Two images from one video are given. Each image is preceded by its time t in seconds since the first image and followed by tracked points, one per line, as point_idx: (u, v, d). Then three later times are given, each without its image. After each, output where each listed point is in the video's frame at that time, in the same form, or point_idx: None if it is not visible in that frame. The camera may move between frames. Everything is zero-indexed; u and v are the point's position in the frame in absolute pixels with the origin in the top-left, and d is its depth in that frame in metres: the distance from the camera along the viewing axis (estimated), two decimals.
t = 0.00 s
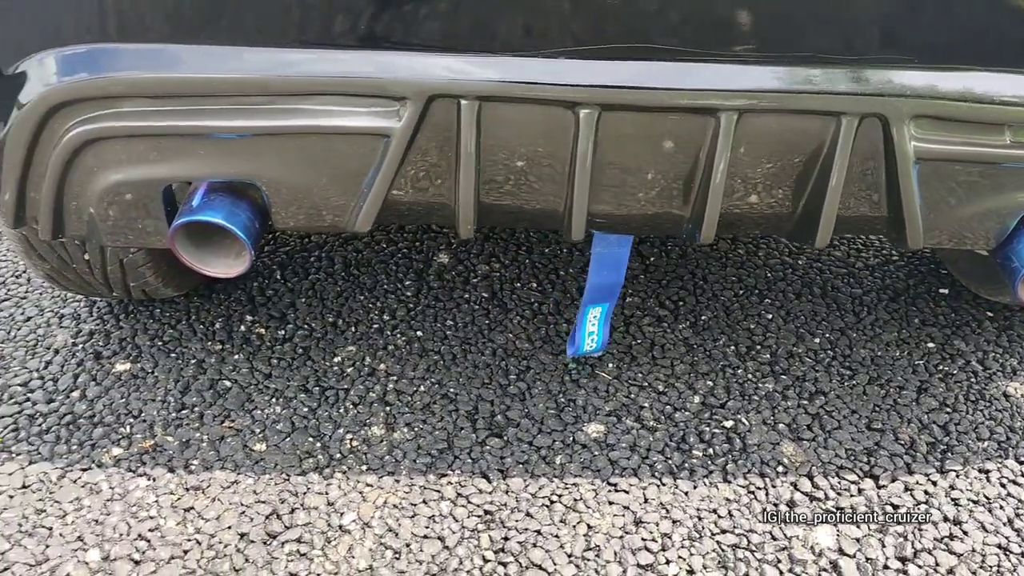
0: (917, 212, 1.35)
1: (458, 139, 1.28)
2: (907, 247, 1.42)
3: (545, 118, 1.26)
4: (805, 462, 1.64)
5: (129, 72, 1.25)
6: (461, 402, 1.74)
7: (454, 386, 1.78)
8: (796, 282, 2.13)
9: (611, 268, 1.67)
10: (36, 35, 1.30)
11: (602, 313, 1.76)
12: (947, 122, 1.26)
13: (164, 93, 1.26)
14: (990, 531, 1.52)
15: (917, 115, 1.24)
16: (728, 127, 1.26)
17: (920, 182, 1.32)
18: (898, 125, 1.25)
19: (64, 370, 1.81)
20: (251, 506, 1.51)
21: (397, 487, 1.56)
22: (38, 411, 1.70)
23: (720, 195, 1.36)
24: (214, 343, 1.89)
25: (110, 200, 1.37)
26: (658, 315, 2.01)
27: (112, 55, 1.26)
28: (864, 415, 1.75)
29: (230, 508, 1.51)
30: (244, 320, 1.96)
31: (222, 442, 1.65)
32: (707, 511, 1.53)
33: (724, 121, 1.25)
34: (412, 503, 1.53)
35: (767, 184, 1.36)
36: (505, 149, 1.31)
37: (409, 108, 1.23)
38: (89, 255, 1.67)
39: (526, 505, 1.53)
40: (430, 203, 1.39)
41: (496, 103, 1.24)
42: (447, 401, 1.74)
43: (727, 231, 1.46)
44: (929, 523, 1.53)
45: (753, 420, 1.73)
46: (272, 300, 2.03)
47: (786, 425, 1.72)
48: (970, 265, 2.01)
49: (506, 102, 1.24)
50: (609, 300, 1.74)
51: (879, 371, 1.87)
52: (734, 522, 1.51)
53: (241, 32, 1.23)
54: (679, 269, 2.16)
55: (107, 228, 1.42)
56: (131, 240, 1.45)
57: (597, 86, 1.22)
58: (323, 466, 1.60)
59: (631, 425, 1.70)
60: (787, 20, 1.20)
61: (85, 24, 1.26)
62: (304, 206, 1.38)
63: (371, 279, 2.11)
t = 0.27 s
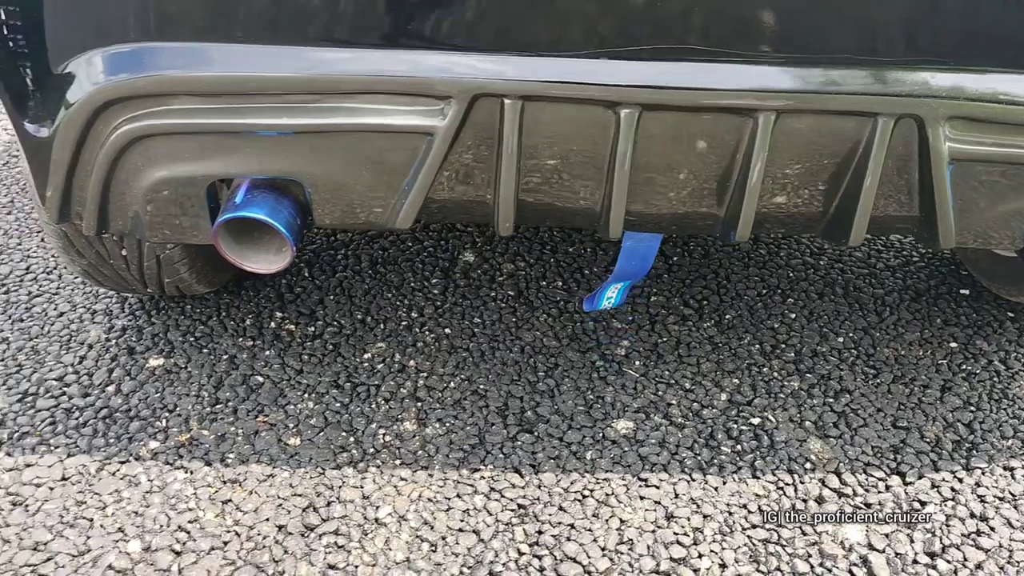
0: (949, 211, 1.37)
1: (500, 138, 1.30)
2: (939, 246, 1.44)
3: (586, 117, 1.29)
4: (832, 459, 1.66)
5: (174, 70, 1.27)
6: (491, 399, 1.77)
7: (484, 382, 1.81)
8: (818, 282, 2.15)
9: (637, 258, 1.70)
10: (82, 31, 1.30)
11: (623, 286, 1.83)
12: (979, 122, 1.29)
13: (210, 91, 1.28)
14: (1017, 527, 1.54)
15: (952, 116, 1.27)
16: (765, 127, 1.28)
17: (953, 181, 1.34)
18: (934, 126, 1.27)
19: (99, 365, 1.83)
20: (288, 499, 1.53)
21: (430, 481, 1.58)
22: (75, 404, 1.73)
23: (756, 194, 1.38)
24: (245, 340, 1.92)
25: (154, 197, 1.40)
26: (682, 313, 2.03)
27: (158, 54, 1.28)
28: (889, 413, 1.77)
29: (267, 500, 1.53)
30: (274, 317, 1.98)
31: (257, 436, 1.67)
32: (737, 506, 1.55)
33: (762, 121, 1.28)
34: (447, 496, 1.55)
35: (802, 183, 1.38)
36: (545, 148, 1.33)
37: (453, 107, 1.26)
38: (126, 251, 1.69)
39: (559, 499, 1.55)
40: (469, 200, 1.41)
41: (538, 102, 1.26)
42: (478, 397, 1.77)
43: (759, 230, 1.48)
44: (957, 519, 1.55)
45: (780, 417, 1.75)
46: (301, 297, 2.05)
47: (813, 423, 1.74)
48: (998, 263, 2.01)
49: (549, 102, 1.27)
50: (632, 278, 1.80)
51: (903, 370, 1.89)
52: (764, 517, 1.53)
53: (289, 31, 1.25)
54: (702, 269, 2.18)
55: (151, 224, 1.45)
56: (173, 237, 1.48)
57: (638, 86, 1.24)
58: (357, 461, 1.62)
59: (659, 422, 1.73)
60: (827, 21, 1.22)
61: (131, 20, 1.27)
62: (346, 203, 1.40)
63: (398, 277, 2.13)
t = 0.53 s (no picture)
0: (980, 214, 1.39)
1: (538, 141, 1.32)
2: (968, 248, 1.46)
3: (623, 121, 1.31)
4: (857, 459, 1.68)
5: (219, 72, 1.29)
6: (519, 398, 1.79)
7: (511, 382, 1.83)
8: (838, 284, 2.17)
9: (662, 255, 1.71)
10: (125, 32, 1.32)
11: (644, 278, 1.84)
12: (1010, 127, 1.31)
13: (252, 93, 1.30)
14: None
15: (983, 120, 1.30)
16: (799, 130, 1.31)
17: (984, 184, 1.36)
18: (965, 129, 1.30)
19: (130, 363, 1.85)
20: (321, 496, 1.56)
21: (461, 479, 1.60)
22: (108, 402, 1.75)
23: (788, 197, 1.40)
24: (274, 339, 1.94)
25: (195, 196, 1.42)
26: (705, 315, 2.05)
27: (202, 56, 1.30)
28: (912, 414, 1.79)
29: (301, 497, 1.55)
30: (301, 316, 2.01)
31: (288, 434, 1.69)
32: (764, 505, 1.57)
33: (796, 125, 1.30)
34: (478, 494, 1.57)
35: (833, 186, 1.40)
36: (582, 151, 1.35)
37: (492, 109, 1.29)
38: (160, 251, 1.72)
39: (589, 497, 1.57)
40: (505, 202, 1.43)
41: (576, 106, 1.29)
42: (505, 397, 1.79)
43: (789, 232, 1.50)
44: (982, 518, 1.57)
45: (804, 418, 1.76)
46: (327, 297, 2.07)
47: (837, 423, 1.76)
48: (1014, 265, 2.01)
49: (587, 105, 1.29)
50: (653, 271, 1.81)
51: (925, 371, 1.90)
52: (792, 516, 1.55)
53: (334, 34, 1.27)
54: (723, 271, 2.20)
55: (190, 224, 1.47)
56: (212, 237, 1.50)
57: (674, 89, 1.27)
58: (388, 458, 1.64)
59: (685, 422, 1.74)
60: (865, 28, 1.24)
61: (176, 22, 1.29)
62: (384, 204, 1.42)
63: (423, 277, 2.15)
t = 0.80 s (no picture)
0: (1005, 221, 1.41)
1: (569, 147, 1.34)
2: (991, 253, 1.48)
3: (653, 127, 1.33)
4: (878, 463, 1.69)
5: (253, 79, 1.31)
6: (541, 401, 1.81)
7: (533, 386, 1.85)
8: (855, 289, 2.19)
9: (688, 261, 1.72)
10: (161, 39, 1.34)
11: (672, 295, 1.86)
12: None
13: (285, 100, 1.32)
14: None
15: (1009, 128, 1.32)
16: (826, 137, 1.33)
17: (1009, 192, 1.38)
18: (992, 138, 1.32)
19: (156, 366, 1.87)
20: (348, 497, 1.57)
21: (486, 481, 1.61)
22: (135, 404, 1.77)
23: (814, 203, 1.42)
24: (297, 342, 1.96)
25: (227, 201, 1.44)
26: (724, 319, 2.07)
27: (237, 63, 1.32)
28: (932, 419, 1.80)
29: (328, 498, 1.57)
30: (324, 320, 2.02)
31: (314, 436, 1.70)
32: (787, 508, 1.58)
33: (824, 132, 1.32)
34: (503, 496, 1.58)
35: (858, 192, 1.42)
36: (611, 157, 1.38)
37: (523, 116, 1.30)
38: (188, 254, 1.74)
39: (613, 499, 1.58)
40: (534, 207, 1.45)
41: (607, 112, 1.31)
42: (527, 400, 1.81)
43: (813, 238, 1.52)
44: (1003, 522, 1.58)
45: (825, 422, 1.78)
46: (349, 301, 2.09)
47: (858, 427, 1.77)
48: None
49: (618, 112, 1.31)
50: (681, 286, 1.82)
51: (943, 376, 1.92)
52: (814, 519, 1.56)
53: (369, 41, 1.30)
54: (741, 276, 2.22)
55: (222, 229, 1.49)
56: (242, 241, 1.52)
57: (703, 97, 1.29)
58: (413, 461, 1.65)
59: (707, 425, 1.76)
60: (890, 37, 1.27)
61: (214, 29, 1.31)
62: (415, 209, 1.45)
63: (443, 282, 2.17)
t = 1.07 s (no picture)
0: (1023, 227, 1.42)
1: (590, 151, 1.36)
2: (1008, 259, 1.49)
3: (675, 132, 1.35)
4: (894, 467, 1.70)
5: (276, 84, 1.32)
6: (557, 405, 1.81)
7: (549, 389, 1.85)
8: (868, 294, 2.19)
9: (709, 270, 1.72)
10: (185, 45, 1.35)
11: (694, 311, 1.85)
12: None
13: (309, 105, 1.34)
14: None
15: None
16: (847, 142, 1.34)
17: None
18: (1013, 143, 1.33)
19: (173, 369, 1.88)
20: (368, 500, 1.58)
21: (504, 484, 1.62)
22: (154, 407, 1.78)
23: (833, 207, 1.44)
24: (313, 345, 1.97)
25: (249, 206, 1.45)
26: (738, 323, 2.07)
27: (260, 68, 1.33)
28: (947, 423, 1.81)
29: (348, 501, 1.58)
30: (339, 323, 2.03)
31: (332, 439, 1.71)
32: (804, 511, 1.59)
33: (844, 137, 1.34)
34: (521, 499, 1.59)
35: (877, 198, 1.44)
36: (632, 162, 1.39)
37: (546, 121, 1.32)
38: (207, 258, 1.75)
39: (631, 503, 1.59)
40: (554, 211, 1.47)
41: (629, 117, 1.32)
42: (544, 404, 1.81)
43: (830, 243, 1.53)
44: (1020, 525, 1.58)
45: (840, 425, 1.78)
46: (364, 304, 2.10)
47: (873, 431, 1.78)
48: None
49: (640, 117, 1.33)
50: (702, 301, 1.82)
51: (957, 381, 1.92)
52: (832, 523, 1.57)
53: (393, 49, 1.30)
54: (754, 280, 2.23)
55: (244, 233, 1.50)
56: (264, 245, 1.54)
57: (726, 102, 1.31)
58: (432, 464, 1.66)
59: (723, 429, 1.76)
60: (908, 43, 1.28)
61: (238, 35, 1.32)
62: (436, 213, 1.46)
63: (457, 285, 2.18)
